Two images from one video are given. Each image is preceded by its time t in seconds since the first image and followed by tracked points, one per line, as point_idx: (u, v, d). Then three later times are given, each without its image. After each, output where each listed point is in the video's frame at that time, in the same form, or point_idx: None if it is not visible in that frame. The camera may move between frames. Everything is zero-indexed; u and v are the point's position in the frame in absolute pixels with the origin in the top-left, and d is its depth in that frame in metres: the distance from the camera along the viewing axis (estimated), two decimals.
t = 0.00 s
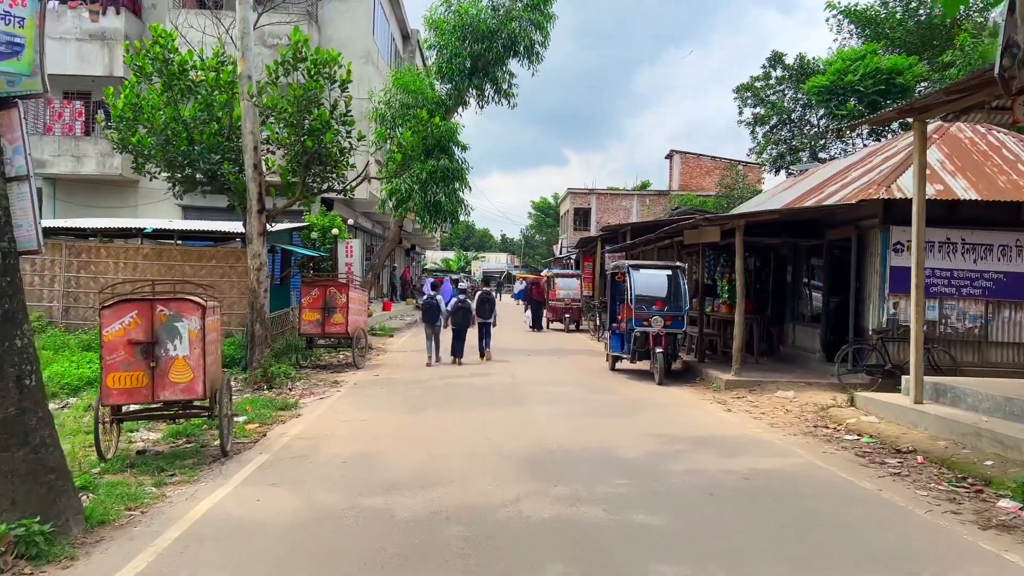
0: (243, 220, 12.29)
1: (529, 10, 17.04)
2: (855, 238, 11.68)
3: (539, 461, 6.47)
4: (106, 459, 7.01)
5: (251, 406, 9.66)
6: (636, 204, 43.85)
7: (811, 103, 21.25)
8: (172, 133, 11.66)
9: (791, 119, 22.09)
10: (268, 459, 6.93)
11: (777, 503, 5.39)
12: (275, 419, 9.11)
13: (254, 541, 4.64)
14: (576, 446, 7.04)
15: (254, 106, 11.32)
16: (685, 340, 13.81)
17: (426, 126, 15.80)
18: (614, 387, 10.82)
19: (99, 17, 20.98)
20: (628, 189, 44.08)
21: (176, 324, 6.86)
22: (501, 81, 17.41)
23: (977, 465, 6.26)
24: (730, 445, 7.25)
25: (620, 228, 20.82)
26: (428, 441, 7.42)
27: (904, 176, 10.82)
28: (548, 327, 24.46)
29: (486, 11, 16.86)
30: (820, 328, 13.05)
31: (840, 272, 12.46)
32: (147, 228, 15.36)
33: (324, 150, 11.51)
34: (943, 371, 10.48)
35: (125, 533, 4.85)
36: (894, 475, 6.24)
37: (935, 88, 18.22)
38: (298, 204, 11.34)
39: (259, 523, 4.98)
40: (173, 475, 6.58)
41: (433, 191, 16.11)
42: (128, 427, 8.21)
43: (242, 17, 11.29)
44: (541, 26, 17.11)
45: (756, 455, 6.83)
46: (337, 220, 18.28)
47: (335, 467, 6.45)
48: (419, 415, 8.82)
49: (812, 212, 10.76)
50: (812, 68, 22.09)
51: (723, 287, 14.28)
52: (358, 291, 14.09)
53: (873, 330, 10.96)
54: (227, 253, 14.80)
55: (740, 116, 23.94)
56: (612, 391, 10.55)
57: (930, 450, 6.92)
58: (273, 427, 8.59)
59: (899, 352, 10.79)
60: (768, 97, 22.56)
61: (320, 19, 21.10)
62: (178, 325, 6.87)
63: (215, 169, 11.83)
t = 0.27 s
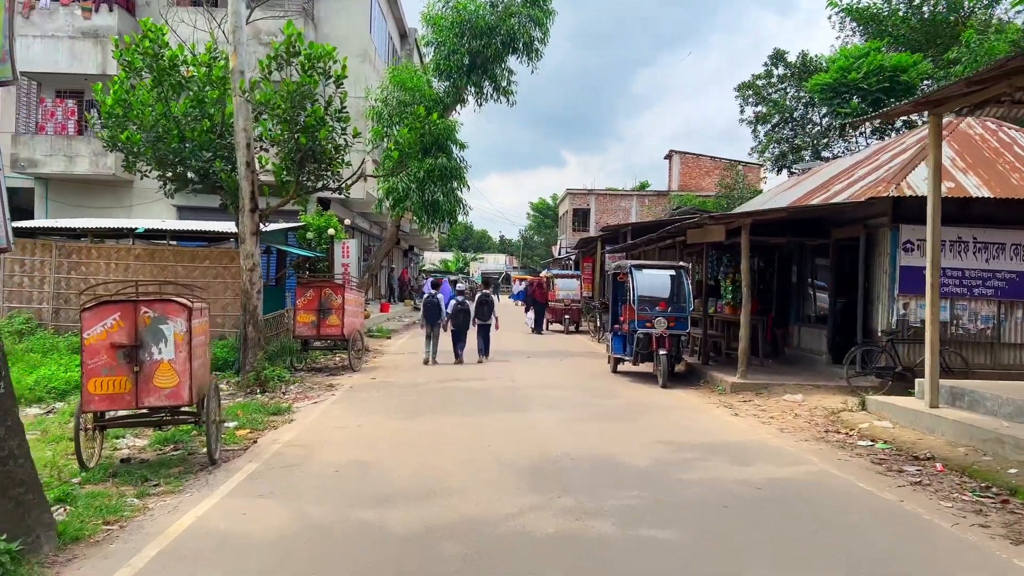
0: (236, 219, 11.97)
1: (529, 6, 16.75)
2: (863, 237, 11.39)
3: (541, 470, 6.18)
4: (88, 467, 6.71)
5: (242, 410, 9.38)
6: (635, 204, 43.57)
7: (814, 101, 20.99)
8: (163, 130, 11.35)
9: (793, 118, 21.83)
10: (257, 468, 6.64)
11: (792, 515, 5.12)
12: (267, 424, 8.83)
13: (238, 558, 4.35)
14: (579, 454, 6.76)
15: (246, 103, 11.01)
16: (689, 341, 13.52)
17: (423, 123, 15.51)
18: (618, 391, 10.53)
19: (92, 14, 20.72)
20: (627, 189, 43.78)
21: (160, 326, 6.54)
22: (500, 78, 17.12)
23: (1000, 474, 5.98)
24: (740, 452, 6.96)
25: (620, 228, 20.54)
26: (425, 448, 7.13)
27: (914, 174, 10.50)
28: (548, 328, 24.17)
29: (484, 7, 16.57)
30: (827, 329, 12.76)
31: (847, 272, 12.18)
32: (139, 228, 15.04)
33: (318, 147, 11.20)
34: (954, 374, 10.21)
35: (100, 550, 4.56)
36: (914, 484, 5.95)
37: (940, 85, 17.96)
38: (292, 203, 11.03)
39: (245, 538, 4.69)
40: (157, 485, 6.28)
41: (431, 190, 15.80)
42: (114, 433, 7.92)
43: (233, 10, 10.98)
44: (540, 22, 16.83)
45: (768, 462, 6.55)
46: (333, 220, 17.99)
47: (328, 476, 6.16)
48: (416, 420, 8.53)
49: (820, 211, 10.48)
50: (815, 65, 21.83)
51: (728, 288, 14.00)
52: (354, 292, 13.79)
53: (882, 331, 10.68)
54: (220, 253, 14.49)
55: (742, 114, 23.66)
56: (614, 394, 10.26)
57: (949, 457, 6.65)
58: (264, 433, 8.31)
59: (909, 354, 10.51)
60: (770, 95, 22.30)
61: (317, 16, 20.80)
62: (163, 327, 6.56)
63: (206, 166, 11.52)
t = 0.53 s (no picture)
0: (230, 220, 11.72)
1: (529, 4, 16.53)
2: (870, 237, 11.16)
3: (546, 480, 5.94)
4: (75, 477, 6.46)
5: (237, 415, 9.15)
6: (634, 205, 43.33)
7: (817, 100, 20.78)
8: (155, 128, 11.08)
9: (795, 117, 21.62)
10: (250, 477, 6.39)
11: (810, 527, 4.88)
12: (262, 429, 8.60)
13: None
14: (585, 462, 6.52)
15: (241, 100, 10.77)
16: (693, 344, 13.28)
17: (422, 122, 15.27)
18: (621, 395, 10.30)
19: (86, 13, 20.45)
20: (627, 190, 43.55)
21: (149, 330, 6.30)
22: (500, 76, 16.89)
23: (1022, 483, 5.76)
24: (751, 460, 6.73)
25: (621, 228, 20.31)
26: (425, 455, 6.88)
27: (923, 173, 10.26)
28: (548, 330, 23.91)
29: (484, 5, 16.34)
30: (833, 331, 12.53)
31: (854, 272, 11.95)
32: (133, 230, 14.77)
33: (315, 146, 10.95)
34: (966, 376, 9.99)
35: (81, 568, 4.31)
36: (933, 494, 5.72)
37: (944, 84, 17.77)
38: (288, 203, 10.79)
39: (235, 555, 4.45)
40: (146, 495, 6.03)
41: (429, 190, 15.54)
42: (103, 441, 7.67)
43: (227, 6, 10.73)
44: (541, 20, 16.60)
45: (780, 470, 6.31)
46: (330, 221, 17.75)
47: (323, 487, 5.92)
48: (415, 426, 8.28)
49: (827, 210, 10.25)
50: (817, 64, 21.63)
51: (731, 289, 13.78)
52: (351, 294, 13.55)
53: (892, 333, 10.44)
54: (216, 254, 14.24)
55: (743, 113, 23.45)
56: (618, 398, 10.02)
57: (967, 464, 6.42)
58: (259, 439, 8.07)
59: (919, 356, 10.28)
60: (772, 94, 22.10)
61: (314, 15, 20.56)
62: (153, 331, 6.31)
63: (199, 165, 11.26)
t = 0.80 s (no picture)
0: (228, 218, 11.43)
1: None
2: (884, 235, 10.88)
3: (558, 488, 5.66)
4: (62, 487, 6.18)
5: (233, 420, 8.87)
6: (636, 205, 43.06)
7: (823, 98, 20.53)
8: (150, 125, 10.80)
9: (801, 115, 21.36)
10: (247, 485, 6.12)
11: (839, 540, 4.60)
12: (260, 434, 8.32)
13: None
14: (596, 469, 6.23)
15: (238, 96, 10.47)
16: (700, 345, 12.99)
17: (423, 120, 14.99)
18: (629, 397, 10.02)
19: (82, 10, 20.16)
20: (628, 190, 43.27)
21: (140, 332, 6.01)
22: (502, 73, 16.62)
23: None
24: (770, 466, 6.44)
25: (625, 228, 20.03)
26: (430, 461, 6.60)
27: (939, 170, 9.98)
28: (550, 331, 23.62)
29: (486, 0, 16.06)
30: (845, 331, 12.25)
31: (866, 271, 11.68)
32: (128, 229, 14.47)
33: (314, 143, 10.66)
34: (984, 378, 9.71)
35: None
36: (965, 503, 5.44)
37: (953, 80, 17.51)
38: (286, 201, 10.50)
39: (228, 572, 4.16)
40: (137, 506, 5.75)
41: (431, 188, 15.25)
42: (93, 448, 7.39)
43: None
44: (544, 16, 16.33)
45: (801, 478, 6.03)
46: (330, 220, 17.46)
47: (323, 496, 5.64)
48: (418, 431, 7.99)
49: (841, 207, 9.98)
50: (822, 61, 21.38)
51: (739, 288, 13.50)
52: (351, 294, 13.26)
53: (907, 334, 10.16)
54: (213, 254, 13.97)
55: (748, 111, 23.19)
56: (626, 401, 9.74)
57: (996, 471, 6.14)
58: (257, 445, 7.80)
59: (936, 358, 10.00)
60: (777, 92, 21.84)
61: (313, 12, 20.29)
62: (144, 333, 6.02)
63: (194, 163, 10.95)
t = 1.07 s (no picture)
0: (222, 219, 11.14)
1: None
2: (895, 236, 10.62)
3: (568, 504, 5.38)
4: (44, 501, 5.89)
5: (226, 427, 8.58)
6: (636, 206, 42.79)
7: (827, 97, 20.31)
8: (142, 123, 10.51)
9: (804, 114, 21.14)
10: (239, 499, 5.83)
11: (870, 559, 4.32)
12: (254, 443, 8.02)
13: None
14: (606, 481, 5.96)
15: (232, 93, 10.19)
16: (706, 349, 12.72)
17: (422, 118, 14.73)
18: (635, 404, 9.74)
19: (75, 8, 19.89)
20: (628, 191, 43.01)
21: (126, 338, 5.71)
22: (502, 72, 16.37)
23: None
24: (788, 477, 6.18)
25: (626, 229, 19.77)
26: (432, 473, 6.32)
27: (952, 169, 9.72)
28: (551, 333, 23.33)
29: None
30: (854, 335, 11.98)
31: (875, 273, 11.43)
32: (120, 231, 14.15)
33: (310, 141, 10.39)
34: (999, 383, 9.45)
35: None
36: (995, 517, 5.16)
37: (959, 79, 17.30)
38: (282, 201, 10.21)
39: None
40: (123, 521, 5.46)
41: (430, 188, 14.98)
42: (79, 459, 7.10)
43: None
44: (544, 13, 16.07)
45: (821, 490, 5.76)
46: (327, 221, 17.17)
47: (320, 511, 5.35)
48: (418, 440, 7.71)
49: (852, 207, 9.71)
50: (825, 61, 21.17)
51: (744, 292, 13.26)
52: (349, 297, 12.98)
53: (920, 337, 9.90)
54: (208, 256, 13.69)
55: (750, 111, 22.96)
56: (632, 407, 9.47)
57: None
58: (250, 454, 7.51)
59: (950, 362, 9.74)
60: (780, 91, 21.62)
61: (311, 10, 20.02)
62: (131, 340, 5.72)
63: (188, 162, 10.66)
